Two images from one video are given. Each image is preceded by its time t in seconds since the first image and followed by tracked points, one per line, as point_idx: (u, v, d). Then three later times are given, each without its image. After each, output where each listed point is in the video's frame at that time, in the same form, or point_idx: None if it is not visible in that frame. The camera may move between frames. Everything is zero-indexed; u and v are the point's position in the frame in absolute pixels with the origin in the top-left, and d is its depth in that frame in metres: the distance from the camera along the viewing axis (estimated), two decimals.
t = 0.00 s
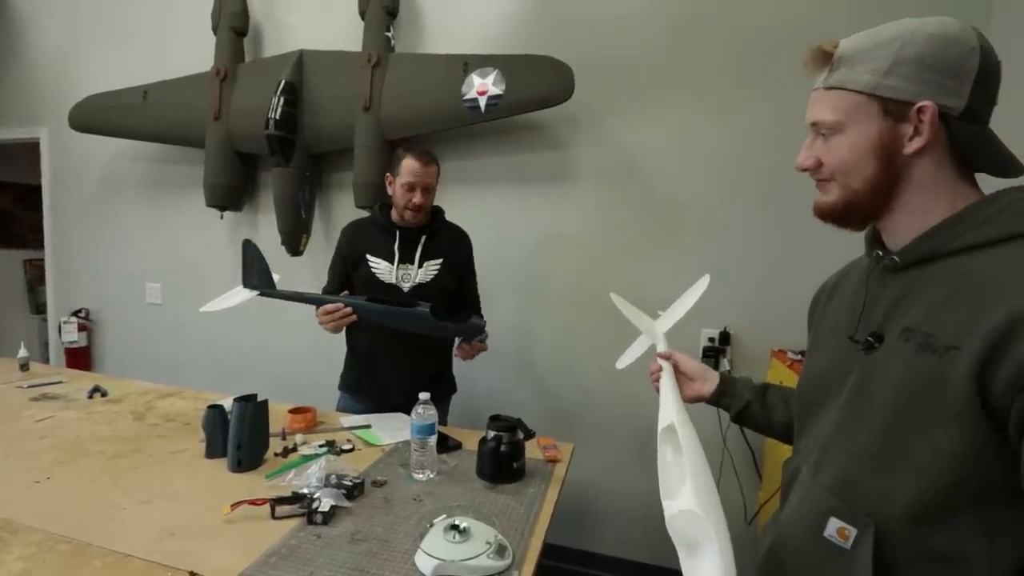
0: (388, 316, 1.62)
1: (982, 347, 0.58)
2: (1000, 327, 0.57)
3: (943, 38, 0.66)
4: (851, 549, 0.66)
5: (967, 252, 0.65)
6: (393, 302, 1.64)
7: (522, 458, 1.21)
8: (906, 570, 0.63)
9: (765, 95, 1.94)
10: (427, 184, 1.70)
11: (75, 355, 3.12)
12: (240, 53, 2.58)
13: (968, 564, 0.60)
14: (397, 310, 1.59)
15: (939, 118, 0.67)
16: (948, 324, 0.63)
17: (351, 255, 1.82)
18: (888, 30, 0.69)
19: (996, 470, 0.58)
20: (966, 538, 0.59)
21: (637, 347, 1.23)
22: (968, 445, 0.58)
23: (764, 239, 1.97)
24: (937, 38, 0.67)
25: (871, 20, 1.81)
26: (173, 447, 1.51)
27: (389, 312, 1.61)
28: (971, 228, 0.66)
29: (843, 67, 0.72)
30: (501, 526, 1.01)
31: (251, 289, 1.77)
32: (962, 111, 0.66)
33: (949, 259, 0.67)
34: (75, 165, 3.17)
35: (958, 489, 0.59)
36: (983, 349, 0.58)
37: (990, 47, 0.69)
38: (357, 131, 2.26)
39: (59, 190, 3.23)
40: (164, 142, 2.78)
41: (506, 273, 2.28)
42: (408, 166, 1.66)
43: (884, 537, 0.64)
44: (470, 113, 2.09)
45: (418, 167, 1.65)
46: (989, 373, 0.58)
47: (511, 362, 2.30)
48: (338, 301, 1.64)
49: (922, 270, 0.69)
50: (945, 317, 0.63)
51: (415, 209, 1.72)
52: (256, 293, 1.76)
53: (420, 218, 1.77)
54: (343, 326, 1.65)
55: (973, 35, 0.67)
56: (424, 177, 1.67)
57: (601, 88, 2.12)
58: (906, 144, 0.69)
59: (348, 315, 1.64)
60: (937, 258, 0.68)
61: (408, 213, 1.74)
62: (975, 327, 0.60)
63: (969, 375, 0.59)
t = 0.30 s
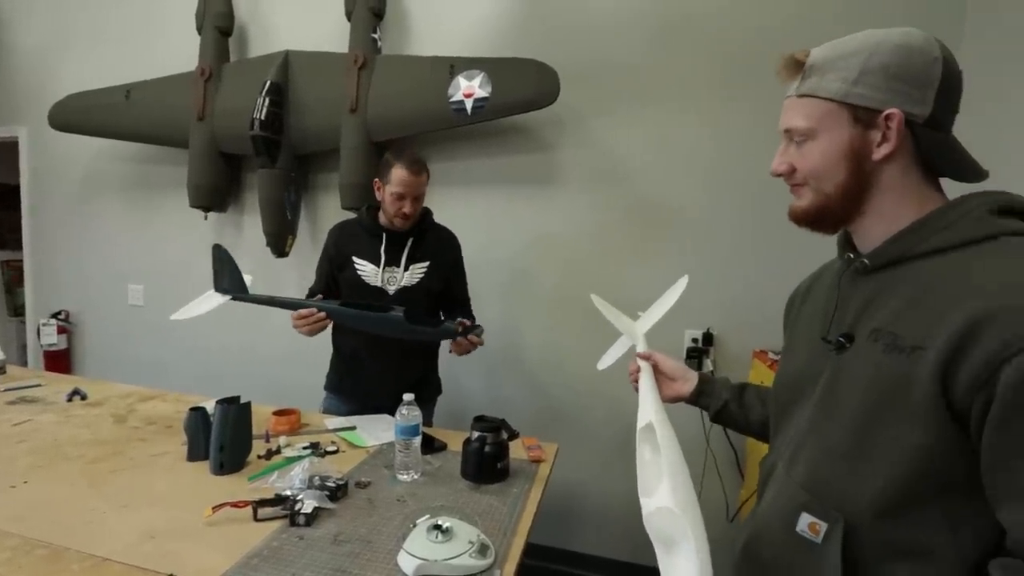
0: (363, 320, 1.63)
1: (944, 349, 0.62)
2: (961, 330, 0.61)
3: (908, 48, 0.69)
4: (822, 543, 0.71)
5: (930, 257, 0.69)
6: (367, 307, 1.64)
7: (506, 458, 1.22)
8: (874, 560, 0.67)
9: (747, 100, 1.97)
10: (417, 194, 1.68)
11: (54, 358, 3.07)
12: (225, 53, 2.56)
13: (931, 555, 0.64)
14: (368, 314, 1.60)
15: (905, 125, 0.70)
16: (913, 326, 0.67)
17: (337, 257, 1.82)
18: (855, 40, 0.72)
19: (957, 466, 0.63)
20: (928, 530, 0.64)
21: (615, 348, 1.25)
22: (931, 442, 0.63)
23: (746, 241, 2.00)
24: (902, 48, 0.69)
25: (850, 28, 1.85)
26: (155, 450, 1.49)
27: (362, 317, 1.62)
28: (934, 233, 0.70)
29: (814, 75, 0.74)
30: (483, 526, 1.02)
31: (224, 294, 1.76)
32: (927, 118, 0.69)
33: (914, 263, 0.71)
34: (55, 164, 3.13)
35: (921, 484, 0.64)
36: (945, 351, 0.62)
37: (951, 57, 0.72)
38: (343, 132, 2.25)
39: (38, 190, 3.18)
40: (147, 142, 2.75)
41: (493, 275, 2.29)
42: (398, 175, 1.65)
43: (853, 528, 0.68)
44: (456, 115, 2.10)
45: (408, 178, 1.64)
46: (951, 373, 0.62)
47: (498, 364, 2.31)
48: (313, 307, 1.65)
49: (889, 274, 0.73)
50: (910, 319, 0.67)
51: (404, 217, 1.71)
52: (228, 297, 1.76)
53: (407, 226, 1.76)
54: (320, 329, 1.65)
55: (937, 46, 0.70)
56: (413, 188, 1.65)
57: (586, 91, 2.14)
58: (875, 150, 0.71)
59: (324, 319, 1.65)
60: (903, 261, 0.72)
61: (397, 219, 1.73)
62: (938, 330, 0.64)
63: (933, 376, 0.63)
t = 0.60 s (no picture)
0: (349, 323, 1.64)
1: (913, 350, 0.65)
2: (929, 332, 0.64)
3: (847, 58, 0.74)
4: (800, 538, 0.74)
5: (903, 259, 0.73)
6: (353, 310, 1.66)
7: (494, 459, 1.22)
8: (849, 555, 0.71)
9: (734, 104, 1.99)
10: (406, 197, 1.68)
11: (41, 363, 3.04)
12: (214, 55, 2.55)
13: (902, 551, 0.67)
14: (355, 314, 1.62)
15: (850, 131, 0.75)
16: (887, 327, 0.70)
17: (328, 259, 1.82)
18: (802, 56, 0.78)
19: (926, 463, 0.66)
20: (899, 526, 0.67)
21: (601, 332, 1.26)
22: (902, 439, 0.66)
23: (734, 243, 2.02)
24: (842, 59, 0.75)
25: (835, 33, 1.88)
26: (142, 453, 1.48)
27: (349, 319, 1.63)
28: (906, 236, 0.74)
29: (770, 92, 0.81)
30: (470, 527, 1.02)
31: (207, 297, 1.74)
32: (871, 123, 0.74)
33: (888, 265, 0.75)
34: (42, 166, 3.10)
35: (892, 480, 0.67)
36: (915, 352, 0.65)
37: (902, 60, 0.75)
38: (333, 134, 2.25)
39: (26, 193, 3.15)
40: (135, 144, 2.73)
41: (483, 277, 2.30)
42: (387, 178, 1.65)
43: (829, 523, 0.72)
44: (446, 117, 2.10)
45: (397, 181, 1.64)
46: (921, 375, 0.65)
47: (488, 365, 2.31)
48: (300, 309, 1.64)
49: (865, 274, 0.77)
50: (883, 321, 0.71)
51: (393, 221, 1.71)
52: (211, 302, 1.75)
53: (397, 229, 1.75)
54: (307, 332, 1.65)
55: (879, 52, 0.74)
56: (402, 191, 1.65)
57: (576, 94, 2.15)
58: (826, 156, 0.77)
59: (311, 322, 1.64)
60: (878, 263, 0.76)
61: (386, 222, 1.72)
62: (909, 331, 0.67)
63: (904, 375, 0.66)
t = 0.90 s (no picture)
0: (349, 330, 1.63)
1: (906, 347, 0.65)
2: (922, 328, 0.64)
3: (837, 57, 0.74)
4: (799, 541, 0.73)
5: (896, 256, 0.73)
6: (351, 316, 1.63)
7: (493, 461, 1.22)
8: (849, 557, 0.70)
9: (734, 104, 1.98)
10: (402, 200, 1.67)
11: (46, 366, 3.05)
12: (215, 59, 2.56)
13: (902, 553, 0.66)
14: (354, 318, 1.58)
15: (839, 129, 0.75)
16: (880, 325, 0.70)
17: (329, 262, 1.82)
18: (793, 56, 0.78)
19: (923, 462, 0.65)
20: (898, 527, 0.66)
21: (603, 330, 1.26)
22: (897, 438, 0.66)
23: (735, 243, 2.01)
24: (831, 58, 0.75)
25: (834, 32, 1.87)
26: (143, 456, 1.49)
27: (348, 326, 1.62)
28: (899, 234, 0.74)
29: (762, 91, 0.81)
30: (467, 530, 1.02)
31: (206, 301, 1.74)
32: (861, 121, 0.73)
33: (882, 262, 0.74)
34: (47, 171, 3.12)
35: (889, 479, 0.66)
36: (907, 349, 0.65)
37: (894, 59, 0.75)
38: (334, 138, 2.26)
39: (31, 197, 3.17)
40: (138, 149, 2.75)
41: (484, 279, 2.29)
42: (383, 182, 1.65)
43: (828, 526, 0.71)
44: (446, 120, 2.10)
45: (392, 184, 1.64)
46: (913, 372, 0.65)
47: (490, 368, 2.31)
48: (297, 313, 1.64)
49: (859, 273, 0.77)
50: (876, 319, 0.70)
51: (390, 224, 1.70)
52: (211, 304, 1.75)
53: (395, 232, 1.75)
54: (306, 336, 1.66)
55: (869, 51, 0.74)
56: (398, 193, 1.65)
57: (575, 95, 2.15)
58: (817, 154, 0.77)
59: (308, 326, 1.65)
60: (871, 260, 0.76)
61: (384, 226, 1.72)
62: (901, 328, 0.67)
63: (896, 372, 0.65)
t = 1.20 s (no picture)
0: (350, 334, 1.63)
1: (901, 351, 0.64)
2: (917, 333, 0.63)
3: (830, 59, 0.74)
4: (792, 551, 0.73)
5: (889, 260, 0.72)
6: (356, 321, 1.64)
7: (486, 466, 1.21)
8: (844, 566, 0.69)
9: (732, 106, 1.97)
10: (399, 195, 1.68)
11: (46, 369, 3.05)
12: (214, 62, 2.56)
13: (897, 562, 0.65)
14: (358, 325, 1.60)
15: (831, 131, 0.74)
16: (873, 329, 0.69)
17: (324, 265, 1.82)
18: (787, 56, 0.78)
19: (919, 470, 0.64)
20: (894, 537, 0.65)
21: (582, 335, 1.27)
22: (892, 444, 0.64)
23: (733, 246, 2.01)
24: (825, 59, 0.74)
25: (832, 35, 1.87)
26: (137, 459, 1.48)
27: (350, 331, 1.62)
28: (891, 237, 0.73)
29: (756, 92, 0.81)
30: (457, 536, 1.01)
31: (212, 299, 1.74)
32: (853, 123, 0.73)
33: (874, 265, 0.74)
34: (47, 174, 3.12)
35: (884, 487, 0.65)
36: (902, 353, 0.64)
37: (886, 62, 0.74)
38: (332, 140, 2.25)
39: (31, 200, 3.17)
40: (137, 151, 2.75)
41: (482, 282, 2.29)
42: (378, 179, 1.66)
43: (822, 535, 0.70)
44: (443, 122, 2.10)
45: (387, 179, 1.64)
46: (909, 377, 0.64)
47: (487, 371, 2.30)
48: (298, 313, 1.63)
49: (850, 277, 0.76)
50: (870, 323, 0.70)
51: (389, 221, 1.70)
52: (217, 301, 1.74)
53: (394, 230, 1.75)
54: (305, 339, 1.64)
55: (863, 53, 0.73)
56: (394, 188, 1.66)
57: (573, 98, 2.14)
58: (808, 157, 0.76)
59: (309, 326, 1.63)
60: (864, 264, 0.75)
61: (380, 225, 1.73)
62: (895, 333, 0.66)
63: (892, 377, 0.64)
